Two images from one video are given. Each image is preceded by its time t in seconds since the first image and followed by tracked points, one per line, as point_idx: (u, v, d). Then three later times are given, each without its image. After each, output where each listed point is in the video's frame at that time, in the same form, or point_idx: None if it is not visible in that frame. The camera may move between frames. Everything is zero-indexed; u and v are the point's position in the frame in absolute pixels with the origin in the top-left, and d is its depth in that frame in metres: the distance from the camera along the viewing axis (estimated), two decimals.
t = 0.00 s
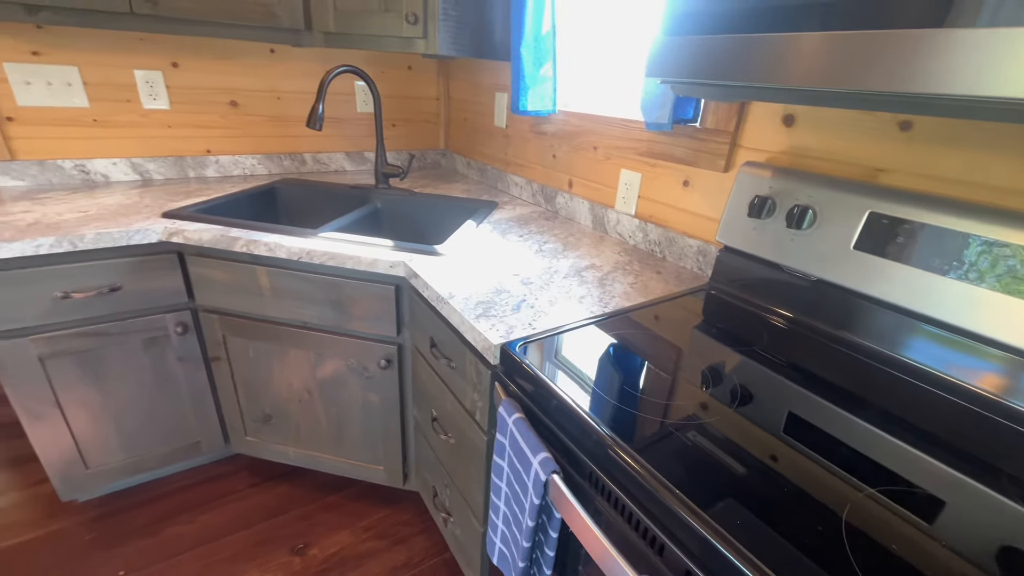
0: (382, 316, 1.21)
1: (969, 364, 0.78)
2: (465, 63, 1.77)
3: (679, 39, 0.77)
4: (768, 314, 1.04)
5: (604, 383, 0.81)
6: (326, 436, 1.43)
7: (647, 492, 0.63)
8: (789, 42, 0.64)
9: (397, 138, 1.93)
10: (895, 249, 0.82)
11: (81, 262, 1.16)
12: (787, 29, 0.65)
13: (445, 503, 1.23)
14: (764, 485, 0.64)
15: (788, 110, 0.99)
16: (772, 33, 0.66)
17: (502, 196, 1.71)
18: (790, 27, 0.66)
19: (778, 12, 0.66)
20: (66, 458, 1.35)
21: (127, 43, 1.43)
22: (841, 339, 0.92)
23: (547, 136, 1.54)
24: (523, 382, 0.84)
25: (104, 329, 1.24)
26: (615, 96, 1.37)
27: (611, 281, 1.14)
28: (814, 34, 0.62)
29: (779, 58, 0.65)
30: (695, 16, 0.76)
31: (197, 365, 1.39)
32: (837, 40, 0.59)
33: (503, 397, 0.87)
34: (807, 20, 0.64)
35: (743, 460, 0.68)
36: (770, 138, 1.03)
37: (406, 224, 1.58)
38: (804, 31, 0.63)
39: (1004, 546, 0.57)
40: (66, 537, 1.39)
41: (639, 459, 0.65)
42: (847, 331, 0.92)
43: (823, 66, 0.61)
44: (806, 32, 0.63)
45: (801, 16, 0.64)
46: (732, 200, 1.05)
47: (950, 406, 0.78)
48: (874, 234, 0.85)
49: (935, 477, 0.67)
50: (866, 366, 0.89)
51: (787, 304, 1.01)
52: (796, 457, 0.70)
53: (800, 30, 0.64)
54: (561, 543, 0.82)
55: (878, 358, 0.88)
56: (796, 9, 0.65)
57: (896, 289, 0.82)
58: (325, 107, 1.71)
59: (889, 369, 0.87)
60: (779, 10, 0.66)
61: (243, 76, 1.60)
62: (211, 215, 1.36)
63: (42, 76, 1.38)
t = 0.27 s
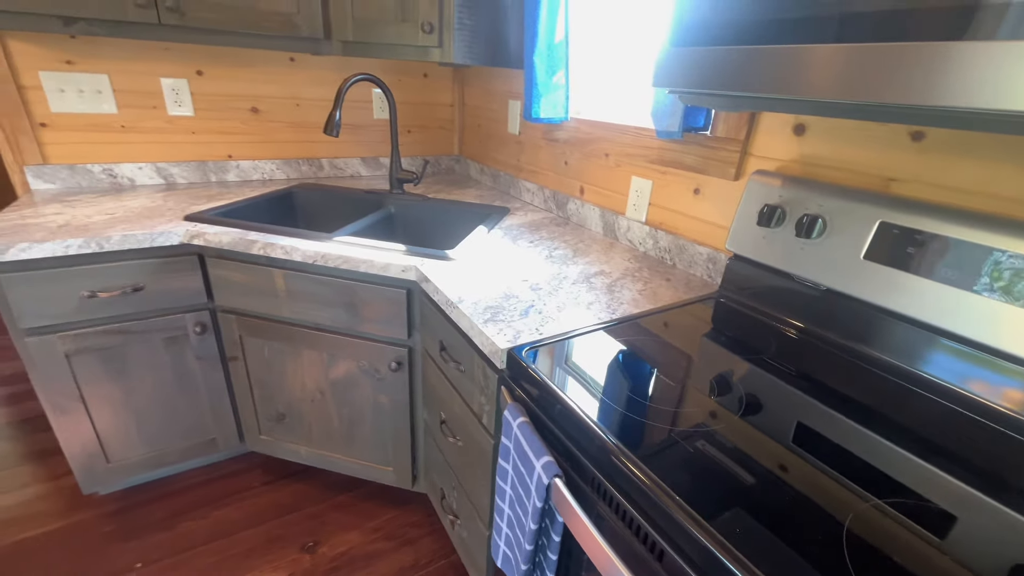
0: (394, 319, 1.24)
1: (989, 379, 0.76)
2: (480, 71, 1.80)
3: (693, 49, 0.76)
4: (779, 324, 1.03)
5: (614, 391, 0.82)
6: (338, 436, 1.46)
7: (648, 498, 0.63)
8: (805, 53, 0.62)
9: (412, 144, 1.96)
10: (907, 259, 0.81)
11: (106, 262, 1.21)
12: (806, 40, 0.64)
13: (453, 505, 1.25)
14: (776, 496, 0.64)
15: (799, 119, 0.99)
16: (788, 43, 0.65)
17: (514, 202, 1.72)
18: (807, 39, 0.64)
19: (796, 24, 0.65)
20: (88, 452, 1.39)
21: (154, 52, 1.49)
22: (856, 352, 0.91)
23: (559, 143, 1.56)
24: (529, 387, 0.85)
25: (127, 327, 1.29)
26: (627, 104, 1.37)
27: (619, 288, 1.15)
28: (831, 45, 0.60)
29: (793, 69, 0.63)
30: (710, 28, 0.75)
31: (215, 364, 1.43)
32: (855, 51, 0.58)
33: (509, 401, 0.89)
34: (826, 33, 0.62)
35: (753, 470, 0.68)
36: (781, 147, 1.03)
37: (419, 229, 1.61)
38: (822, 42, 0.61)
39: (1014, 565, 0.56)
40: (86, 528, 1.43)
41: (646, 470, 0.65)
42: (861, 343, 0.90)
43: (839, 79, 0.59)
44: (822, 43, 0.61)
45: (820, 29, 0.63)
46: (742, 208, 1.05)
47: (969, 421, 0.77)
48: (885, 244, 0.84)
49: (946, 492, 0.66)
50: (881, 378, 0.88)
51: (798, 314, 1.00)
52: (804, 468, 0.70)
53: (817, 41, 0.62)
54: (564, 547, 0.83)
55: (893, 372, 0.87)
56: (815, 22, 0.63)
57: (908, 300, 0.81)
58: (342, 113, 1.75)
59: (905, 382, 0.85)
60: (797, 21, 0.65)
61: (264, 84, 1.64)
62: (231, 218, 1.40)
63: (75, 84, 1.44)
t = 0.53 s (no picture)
0: (403, 327, 1.26)
1: (1000, 401, 0.75)
2: (492, 82, 1.83)
3: (700, 69, 0.76)
4: (788, 339, 1.03)
5: (621, 402, 0.83)
6: (347, 441, 1.48)
7: (648, 514, 0.64)
8: (811, 78, 0.62)
9: (425, 153, 1.99)
10: (915, 277, 0.81)
11: (128, 268, 1.25)
12: (811, 63, 0.63)
13: (459, 512, 1.26)
14: (783, 513, 0.64)
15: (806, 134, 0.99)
16: (792, 66, 0.64)
17: (524, 211, 1.74)
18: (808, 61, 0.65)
19: (801, 47, 0.64)
20: (107, 452, 1.44)
21: (178, 65, 1.54)
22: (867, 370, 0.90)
23: (569, 154, 1.57)
24: (533, 398, 0.86)
25: (146, 331, 1.33)
26: (637, 116, 1.38)
27: (626, 300, 1.16)
28: (837, 69, 0.60)
29: (800, 92, 0.63)
30: (714, 48, 0.74)
31: (230, 368, 1.47)
32: (861, 77, 0.57)
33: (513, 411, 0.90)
34: (831, 57, 0.61)
35: (761, 485, 0.68)
36: (789, 161, 1.03)
37: (430, 238, 1.63)
38: (828, 66, 0.61)
39: None
40: (103, 526, 1.47)
41: (649, 489, 0.65)
42: (872, 361, 0.90)
43: (846, 104, 0.59)
44: (828, 67, 0.61)
45: (826, 52, 0.62)
46: (749, 222, 1.06)
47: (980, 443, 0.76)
48: (892, 261, 0.84)
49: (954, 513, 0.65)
50: (891, 397, 0.87)
51: (806, 329, 1.00)
52: (812, 484, 0.70)
53: (822, 65, 0.62)
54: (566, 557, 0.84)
55: (905, 391, 0.86)
56: (820, 44, 0.62)
57: (917, 318, 0.80)
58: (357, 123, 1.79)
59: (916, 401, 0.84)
60: (801, 44, 0.64)
61: (282, 94, 1.69)
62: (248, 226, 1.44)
63: (102, 95, 1.50)
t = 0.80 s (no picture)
0: (417, 341, 1.28)
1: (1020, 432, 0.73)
2: (507, 97, 1.85)
3: (712, 98, 0.77)
4: (801, 361, 1.02)
5: (632, 417, 0.84)
6: (360, 451, 1.50)
7: (656, 537, 0.64)
8: (823, 111, 0.63)
9: (440, 166, 2.02)
10: (929, 302, 0.80)
11: (154, 280, 1.29)
12: (822, 96, 0.64)
13: (469, 526, 1.27)
14: (798, 537, 0.63)
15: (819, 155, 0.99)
16: (804, 98, 0.65)
17: (538, 225, 1.76)
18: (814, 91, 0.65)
19: (811, 79, 0.65)
20: (129, 457, 1.48)
21: (204, 83, 1.60)
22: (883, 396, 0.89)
23: (582, 170, 1.59)
24: (542, 417, 0.87)
25: (169, 340, 1.37)
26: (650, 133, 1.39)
27: (637, 317, 1.16)
28: (850, 103, 0.60)
29: (813, 124, 0.64)
30: (725, 76, 0.75)
31: (248, 377, 1.50)
32: (874, 110, 0.58)
33: (523, 430, 0.91)
34: (842, 89, 0.62)
35: (775, 507, 0.68)
36: (802, 182, 1.03)
37: (444, 251, 1.66)
38: (840, 99, 0.62)
39: None
40: (124, 529, 1.51)
41: (658, 513, 0.65)
42: (888, 387, 0.88)
43: (860, 137, 0.59)
44: (840, 100, 0.62)
45: (836, 84, 0.62)
46: (761, 242, 1.06)
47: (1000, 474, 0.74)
48: (907, 286, 0.83)
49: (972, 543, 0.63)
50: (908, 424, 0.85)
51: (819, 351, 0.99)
52: (826, 508, 0.69)
53: (835, 98, 0.62)
54: None
55: (921, 418, 0.84)
56: (830, 76, 0.63)
57: (932, 345, 0.79)
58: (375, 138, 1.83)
59: (933, 429, 0.82)
60: (812, 76, 0.65)
61: (303, 110, 1.74)
62: (268, 239, 1.48)
63: (133, 112, 1.56)
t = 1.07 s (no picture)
0: (434, 362, 1.29)
1: None
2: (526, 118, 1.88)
3: (728, 130, 0.78)
4: (822, 391, 1.00)
5: (649, 445, 0.84)
6: (376, 469, 1.51)
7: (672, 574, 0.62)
8: (840, 146, 0.63)
9: (458, 185, 2.05)
10: (956, 334, 0.78)
11: (180, 297, 1.33)
12: (837, 131, 0.64)
13: (482, 549, 1.26)
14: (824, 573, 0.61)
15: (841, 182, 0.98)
16: (821, 133, 0.65)
17: (554, 245, 1.76)
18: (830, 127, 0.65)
19: (827, 115, 0.65)
20: (151, 469, 1.51)
21: (233, 106, 1.65)
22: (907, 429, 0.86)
23: (600, 191, 1.59)
24: (558, 445, 0.87)
25: (193, 356, 1.40)
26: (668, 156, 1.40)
27: (655, 342, 1.15)
28: (866, 139, 0.60)
29: (829, 159, 0.64)
30: (742, 109, 0.76)
31: (268, 393, 1.53)
32: (892, 147, 0.58)
33: (539, 458, 0.90)
34: (859, 124, 0.62)
35: (796, 540, 0.66)
36: (823, 209, 1.02)
37: (461, 270, 1.67)
38: (856, 135, 0.61)
39: None
40: (144, 541, 1.54)
41: (674, 549, 0.64)
42: (912, 421, 0.86)
43: (877, 173, 0.59)
44: (857, 135, 0.61)
45: (853, 119, 0.62)
46: (782, 269, 1.04)
47: None
48: (932, 317, 0.81)
49: None
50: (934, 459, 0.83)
51: (841, 381, 0.97)
52: (852, 544, 0.67)
53: (852, 133, 0.62)
54: None
55: (948, 454, 0.82)
56: (847, 112, 0.63)
57: (959, 378, 0.77)
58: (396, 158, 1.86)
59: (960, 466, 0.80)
60: (829, 111, 0.65)
61: (326, 132, 1.78)
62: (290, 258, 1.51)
63: (165, 134, 1.61)
